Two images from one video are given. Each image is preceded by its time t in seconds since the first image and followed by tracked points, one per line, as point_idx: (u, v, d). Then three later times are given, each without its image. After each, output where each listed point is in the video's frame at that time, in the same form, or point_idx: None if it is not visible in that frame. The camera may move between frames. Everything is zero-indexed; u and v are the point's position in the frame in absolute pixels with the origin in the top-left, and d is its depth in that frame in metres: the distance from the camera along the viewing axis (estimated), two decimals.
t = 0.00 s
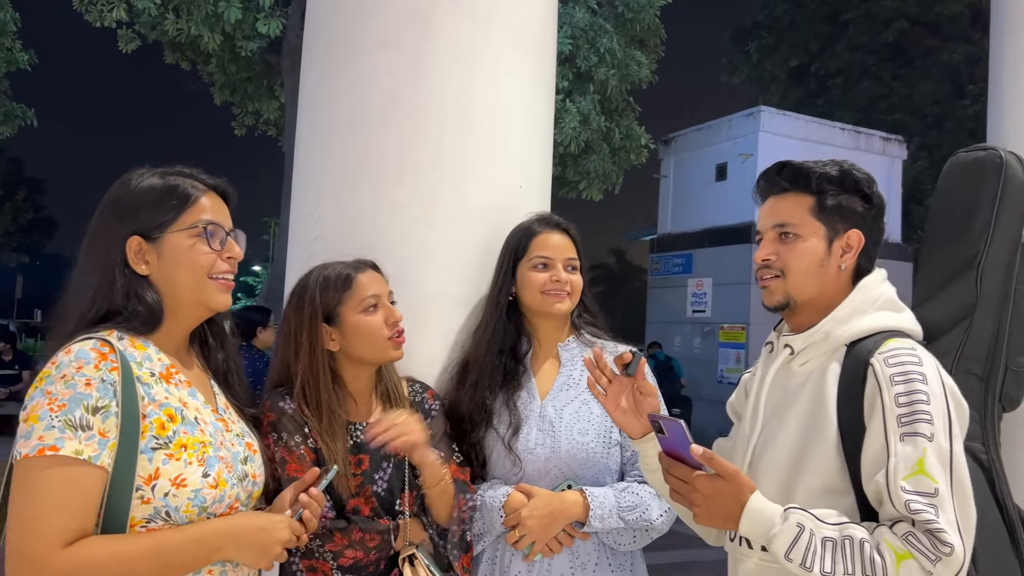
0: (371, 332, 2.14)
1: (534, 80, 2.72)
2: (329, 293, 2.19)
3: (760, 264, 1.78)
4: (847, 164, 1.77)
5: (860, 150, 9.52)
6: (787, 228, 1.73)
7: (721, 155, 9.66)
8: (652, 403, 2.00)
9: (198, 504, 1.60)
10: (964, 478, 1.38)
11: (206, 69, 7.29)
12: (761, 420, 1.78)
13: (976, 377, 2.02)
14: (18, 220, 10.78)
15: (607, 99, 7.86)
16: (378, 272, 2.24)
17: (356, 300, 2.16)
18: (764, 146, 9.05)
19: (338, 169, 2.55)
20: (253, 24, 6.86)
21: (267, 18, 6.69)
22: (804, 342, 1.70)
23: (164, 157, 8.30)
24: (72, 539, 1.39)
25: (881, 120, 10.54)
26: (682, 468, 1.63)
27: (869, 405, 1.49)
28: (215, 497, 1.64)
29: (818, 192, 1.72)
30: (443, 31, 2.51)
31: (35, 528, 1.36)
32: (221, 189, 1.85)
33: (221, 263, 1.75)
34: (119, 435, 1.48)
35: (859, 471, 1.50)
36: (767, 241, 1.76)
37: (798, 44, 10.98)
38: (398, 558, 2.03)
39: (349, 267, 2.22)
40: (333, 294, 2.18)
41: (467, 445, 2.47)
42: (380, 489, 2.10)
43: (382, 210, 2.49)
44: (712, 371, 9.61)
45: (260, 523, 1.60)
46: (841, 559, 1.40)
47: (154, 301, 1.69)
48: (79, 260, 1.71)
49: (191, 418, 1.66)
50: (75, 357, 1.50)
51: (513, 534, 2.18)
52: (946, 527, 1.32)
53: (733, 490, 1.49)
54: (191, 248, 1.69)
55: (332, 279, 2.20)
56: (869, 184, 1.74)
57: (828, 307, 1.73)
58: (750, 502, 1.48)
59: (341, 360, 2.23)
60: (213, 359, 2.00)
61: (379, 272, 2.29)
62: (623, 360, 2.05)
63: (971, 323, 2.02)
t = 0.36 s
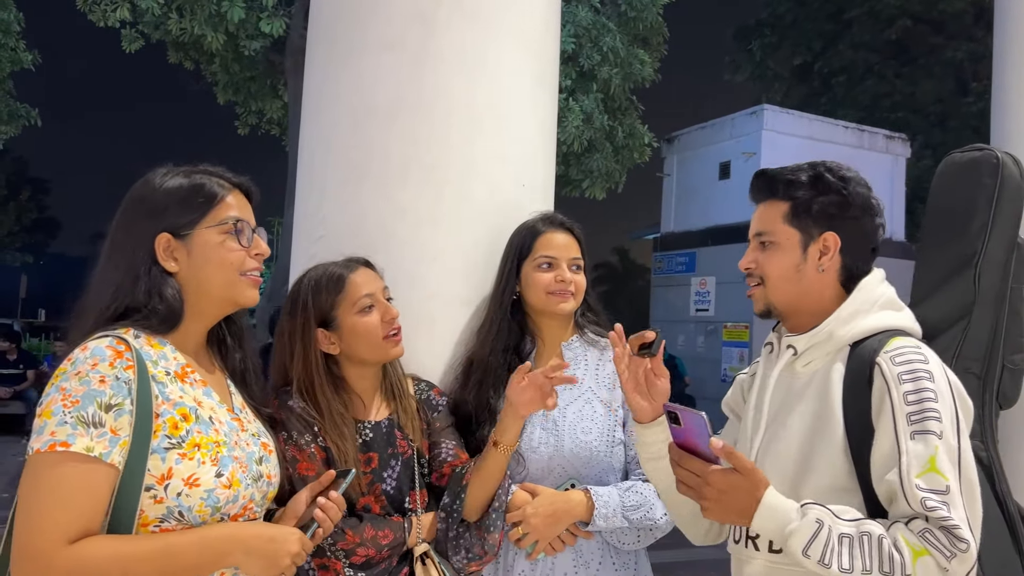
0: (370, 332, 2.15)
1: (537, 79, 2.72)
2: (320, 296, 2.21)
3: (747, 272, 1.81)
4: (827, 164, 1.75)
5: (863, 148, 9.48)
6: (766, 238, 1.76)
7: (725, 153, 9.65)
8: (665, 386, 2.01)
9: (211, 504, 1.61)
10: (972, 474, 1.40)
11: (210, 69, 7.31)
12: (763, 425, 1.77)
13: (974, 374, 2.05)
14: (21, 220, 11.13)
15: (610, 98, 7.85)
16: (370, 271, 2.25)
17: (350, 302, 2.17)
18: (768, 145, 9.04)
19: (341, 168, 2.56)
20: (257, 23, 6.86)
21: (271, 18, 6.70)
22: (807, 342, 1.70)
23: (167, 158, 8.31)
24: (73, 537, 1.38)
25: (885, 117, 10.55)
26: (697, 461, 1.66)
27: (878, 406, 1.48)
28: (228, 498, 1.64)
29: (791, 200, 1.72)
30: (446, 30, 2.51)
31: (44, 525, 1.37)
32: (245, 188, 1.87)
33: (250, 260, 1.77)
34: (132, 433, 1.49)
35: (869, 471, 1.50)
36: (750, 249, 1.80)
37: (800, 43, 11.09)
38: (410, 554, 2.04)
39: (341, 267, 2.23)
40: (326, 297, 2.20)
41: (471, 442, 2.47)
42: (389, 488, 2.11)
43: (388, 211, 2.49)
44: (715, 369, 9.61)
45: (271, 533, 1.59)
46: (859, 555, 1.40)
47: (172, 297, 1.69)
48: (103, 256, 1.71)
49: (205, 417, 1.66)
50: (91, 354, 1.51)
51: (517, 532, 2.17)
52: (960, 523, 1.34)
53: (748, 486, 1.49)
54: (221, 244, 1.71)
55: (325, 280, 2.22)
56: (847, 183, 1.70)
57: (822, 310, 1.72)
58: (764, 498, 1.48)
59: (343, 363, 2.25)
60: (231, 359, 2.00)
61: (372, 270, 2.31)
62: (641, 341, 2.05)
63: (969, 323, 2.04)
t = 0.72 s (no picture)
0: (373, 335, 2.14)
1: (537, 79, 2.72)
2: (329, 294, 2.18)
3: (732, 280, 1.81)
4: (801, 167, 1.73)
5: (864, 147, 9.46)
6: (745, 245, 1.75)
7: (726, 152, 9.60)
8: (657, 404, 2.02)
9: (216, 511, 1.58)
10: (967, 467, 1.38)
11: (210, 69, 7.30)
12: (757, 425, 1.77)
13: (972, 370, 1.93)
14: (22, 221, 10.87)
15: (610, 97, 7.84)
16: (382, 274, 2.23)
17: (356, 304, 2.16)
18: (769, 144, 9.02)
19: (341, 167, 2.56)
20: (257, 23, 6.85)
21: (270, 17, 6.69)
22: (797, 343, 1.70)
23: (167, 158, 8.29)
24: (74, 545, 1.37)
25: (885, 116, 10.55)
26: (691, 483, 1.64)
27: (864, 402, 1.48)
28: (234, 503, 1.62)
29: (765, 206, 1.72)
30: (445, 29, 2.51)
31: (46, 529, 1.35)
32: (263, 188, 1.85)
33: (274, 261, 1.76)
34: (135, 439, 1.47)
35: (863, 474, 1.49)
36: (732, 257, 1.79)
37: (801, 41, 10.86)
38: (409, 553, 2.05)
39: (351, 267, 2.20)
40: (334, 295, 2.17)
41: (468, 440, 2.47)
42: (389, 486, 2.11)
43: (387, 210, 2.48)
44: (716, 368, 9.61)
45: (274, 538, 1.59)
46: (855, 560, 1.40)
47: (187, 286, 1.65)
48: (121, 247, 1.68)
49: (210, 422, 1.64)
50: (94, 357, 1.49)
51: (517, 529, 2.17)
52: (955, 519, 1.32)
53: (740, 501, 1.50)
54: (249, 244, 1.70)
55: (337, 277, 2.19)
56: (818, 187, 1.67)
57: (807, 312, 1.71)
58: (758, 512, 1.49)
59: (343, 363, 2.23)
60: (237, 362, 1.97)
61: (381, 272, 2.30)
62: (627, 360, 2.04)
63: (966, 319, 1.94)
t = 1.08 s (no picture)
0: (380, 336, 2.14)
1: (535, 79, 2.72)
2: (344, 288, 2.16)
3: (727, 282, 1.82)
4: (789, 165, 1.75)
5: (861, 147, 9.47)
6: (738, 245, 1.76)
7: (724, 151, 9.59)
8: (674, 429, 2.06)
9: (237, 513, 1.55)
10: (960, 471, 1.37)
11: (207, 69, 7.30)
12: (751, 423, 1.78)
13: (969, 371, 1.72)
14: (21, 221, 11.05)
15: (608, 96, 7.85)
16: (395, 276, 2.23)
17: (368, 305, 2.16)
18: (767, 143, 9.02)
19: (339, 166, 2.55)
20: (254, 23, 6.87)
21: (267, 17, 6.69)
22: (790, 342, 1.70)
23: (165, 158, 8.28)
24: (99, 552, 1.31)
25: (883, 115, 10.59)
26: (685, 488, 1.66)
27: (853, 404, 1.48)
28: (254, 506, 1.59)
29: (755, 206, 1.73)
30: (443, 28, 2.51)
31: (64, 534, 1.29)
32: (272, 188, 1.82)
33: (281, 262, 1.72)
34: (155, 440, 1.43)
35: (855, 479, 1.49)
36: (727, 257, 1.80)
37: (799, 41, 10.90)
38: (403, 553, 2.05)
39: (368, 267, 2.20)
40: (347, 292, 2.16)
41: (465, 438, 2.48)
42: (386, 487, 2.11)
43: (386, 210, 2.48)
44: (715, 368, 9.59)
45: (297, 540, 1.55)
46: (843, 565, 1.42)
47: (198, 281, 1.62)
48: (127, 244, 1.63)
49: (226, 422, 1.61)
50: (111, 356, 1.44)
51: (514, 528, 2.17)
52: (943, 521, 1.32)
53: (733, 505, 1.53)
54: (260, 242, 1.67)
55: (351, 275, 2.18)
56: (807, 184, 1.69)
57: (800, 310, 1.71)
58: (751, 515, 1.51)
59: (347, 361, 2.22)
60: (242, 364, 1.92)
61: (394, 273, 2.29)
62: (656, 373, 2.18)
63: (962, 317, 1.72)
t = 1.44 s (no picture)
0: (376, 336, 2.12)
1: (529, 80, 2.72)
2: (340, 290, 2.16)
3: (721, 281, 1.83)
4: (780, 165, 1.76)
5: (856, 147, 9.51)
6: (731, 245, 1.77)
7: (719, 152, 9.63)
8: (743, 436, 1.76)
9: (246, 511, 1.56)
10: (946, 472, 1.38)
11: (202, 70, 7.29)
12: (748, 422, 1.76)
13: (968, 369, 1.67)
14: (15, 223, 11.57)
15: (604, 97, 7.85)
16: (391, 276, 2.24)
17: (364, 304, 2.15)
18: (762, 143, 9.02)
19: (332, 167, 2.55)
20: (249, 24, 6.87)
21: (263, 18, 6.71)
22: (782, 344, 1.69)
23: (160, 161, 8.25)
24: (118, 552, 1.31)
25: (878, 115, 10.62)
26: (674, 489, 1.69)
27: (837, 400, 1.49)
28: (261, 503, 1.60)
29: (746, 206, 1.75)
30: (437, 29, 2.51)
31: (77, 538, 1.28)
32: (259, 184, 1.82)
33: (272, 258, 1.74)
34: (162, 441, 1.43)
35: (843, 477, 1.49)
36: (721, 259, 1.81)
37: (794, 41, 10.98)
38: (398, 560, 2.03)
39: (363, 267, 2.20)
40: (343, 293, 2.16)
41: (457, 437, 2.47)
42: (380, 494, 2.10)
43: (380, 211, 2.48)
44: (711, 368, 9.60)
45: (308, 535, 1.54)
46: (830, 566, 1.42)
47: (190, 283, 1.61)
48: (114, 245, 1.62)
49: (228, 421, 1.62)
50: (113, 357, 1.43)
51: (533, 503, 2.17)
52: (927, 523, 1.32)
53: (721, 506, 1.55)
54: (248, 236, 1.67)
55: (346, 276, 2.18)
56: (798, 183, 1.69)
57: (794, 309, 1.71)
58: (738, 516, 1.53)
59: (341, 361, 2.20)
60: (236, 362, 1.91)
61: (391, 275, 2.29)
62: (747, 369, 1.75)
63: (959, 314, 1.68)
